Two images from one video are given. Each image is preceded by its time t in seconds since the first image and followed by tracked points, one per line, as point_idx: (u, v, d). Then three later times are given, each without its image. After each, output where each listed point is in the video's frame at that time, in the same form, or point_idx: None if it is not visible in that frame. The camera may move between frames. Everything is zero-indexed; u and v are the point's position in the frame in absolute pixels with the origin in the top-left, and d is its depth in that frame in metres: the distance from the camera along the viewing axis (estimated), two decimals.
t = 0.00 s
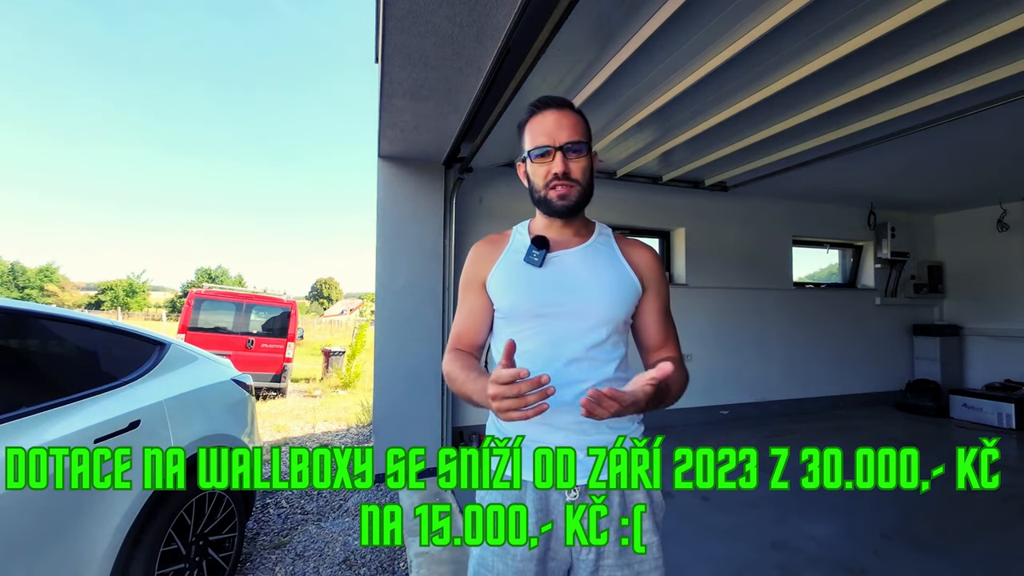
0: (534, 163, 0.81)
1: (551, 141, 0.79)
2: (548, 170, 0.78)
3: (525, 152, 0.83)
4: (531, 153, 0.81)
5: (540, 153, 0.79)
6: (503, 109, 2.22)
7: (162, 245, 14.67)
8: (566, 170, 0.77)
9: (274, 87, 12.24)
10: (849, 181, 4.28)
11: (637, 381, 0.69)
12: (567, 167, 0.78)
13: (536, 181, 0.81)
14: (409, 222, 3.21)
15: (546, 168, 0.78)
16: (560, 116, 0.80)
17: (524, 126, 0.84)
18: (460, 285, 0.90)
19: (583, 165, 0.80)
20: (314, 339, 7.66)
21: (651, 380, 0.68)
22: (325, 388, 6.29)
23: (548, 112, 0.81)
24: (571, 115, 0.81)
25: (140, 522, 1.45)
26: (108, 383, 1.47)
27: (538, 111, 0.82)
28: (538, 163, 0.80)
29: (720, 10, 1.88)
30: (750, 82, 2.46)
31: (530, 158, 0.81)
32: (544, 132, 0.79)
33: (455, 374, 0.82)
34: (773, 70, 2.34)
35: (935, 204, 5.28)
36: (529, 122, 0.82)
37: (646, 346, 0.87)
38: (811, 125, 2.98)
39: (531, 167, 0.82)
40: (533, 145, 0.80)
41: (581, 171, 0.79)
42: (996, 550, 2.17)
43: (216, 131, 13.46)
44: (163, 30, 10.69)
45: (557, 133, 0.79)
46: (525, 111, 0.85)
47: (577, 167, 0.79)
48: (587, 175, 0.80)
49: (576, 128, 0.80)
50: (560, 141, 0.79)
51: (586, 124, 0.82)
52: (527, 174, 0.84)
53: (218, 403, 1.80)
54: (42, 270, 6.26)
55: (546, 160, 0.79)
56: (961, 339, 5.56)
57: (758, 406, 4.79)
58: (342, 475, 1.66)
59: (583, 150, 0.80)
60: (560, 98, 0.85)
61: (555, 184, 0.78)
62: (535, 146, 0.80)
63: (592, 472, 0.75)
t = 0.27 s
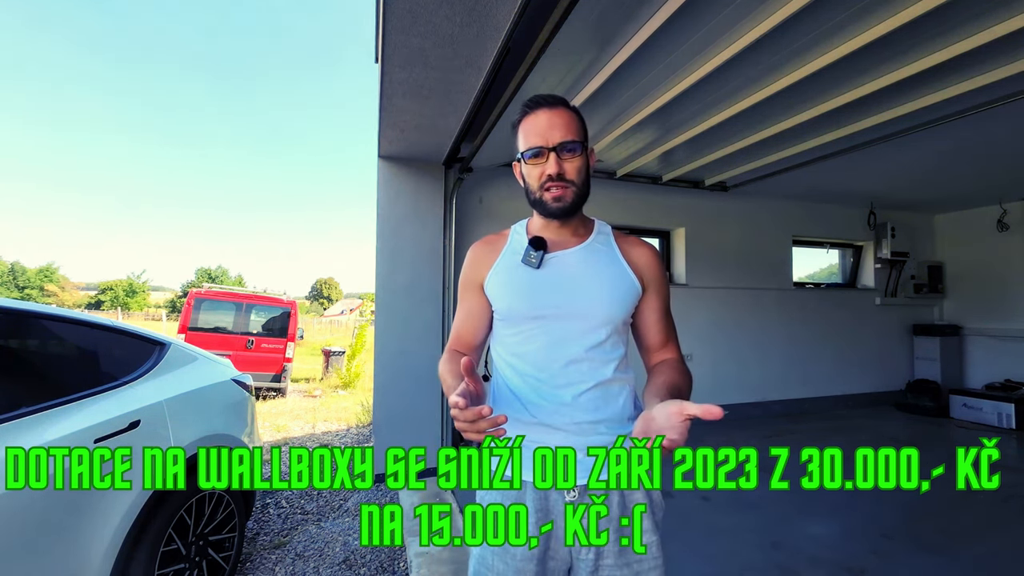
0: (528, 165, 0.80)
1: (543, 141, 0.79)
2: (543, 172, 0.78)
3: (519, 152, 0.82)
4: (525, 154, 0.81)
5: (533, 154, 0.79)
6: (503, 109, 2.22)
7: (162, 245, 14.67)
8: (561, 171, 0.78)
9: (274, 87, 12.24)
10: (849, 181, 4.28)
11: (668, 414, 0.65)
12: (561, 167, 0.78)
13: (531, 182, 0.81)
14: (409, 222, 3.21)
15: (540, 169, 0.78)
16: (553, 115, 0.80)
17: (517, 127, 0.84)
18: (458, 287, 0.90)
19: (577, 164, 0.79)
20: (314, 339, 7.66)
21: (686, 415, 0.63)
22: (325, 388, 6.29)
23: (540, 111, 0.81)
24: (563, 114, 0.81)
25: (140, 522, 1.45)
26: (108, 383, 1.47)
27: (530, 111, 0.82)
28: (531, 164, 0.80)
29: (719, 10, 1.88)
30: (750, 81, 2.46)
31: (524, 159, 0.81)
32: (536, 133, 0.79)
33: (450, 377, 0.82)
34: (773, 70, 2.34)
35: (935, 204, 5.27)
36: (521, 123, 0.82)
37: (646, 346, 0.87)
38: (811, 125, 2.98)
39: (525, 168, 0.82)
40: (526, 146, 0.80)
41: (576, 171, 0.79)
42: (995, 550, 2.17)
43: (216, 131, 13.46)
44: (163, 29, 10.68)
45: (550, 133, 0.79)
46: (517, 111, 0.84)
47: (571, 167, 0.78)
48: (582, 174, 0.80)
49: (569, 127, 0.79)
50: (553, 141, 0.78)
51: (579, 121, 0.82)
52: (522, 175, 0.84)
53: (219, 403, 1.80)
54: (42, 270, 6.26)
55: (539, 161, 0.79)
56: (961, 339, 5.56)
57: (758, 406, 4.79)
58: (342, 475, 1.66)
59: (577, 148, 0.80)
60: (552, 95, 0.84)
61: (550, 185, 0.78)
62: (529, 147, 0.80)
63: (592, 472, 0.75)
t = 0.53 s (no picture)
0: (525, 164, 0.81)
1: (539, 141, 0.79)
2: (539, 172, 0.78)
3: (518, 152, 0.82)
4: (522, 154, 0.81)
5: (530, 153, 0.79)
6: (503, 109, 2.22)
7: (161, 245, 14.68)
8: (558, 171, 0.77)
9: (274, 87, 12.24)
10: (849, 181, 4.28)
11: (659, 416, 0.64)
12: (558, 167, 0.78)
13: (529, 182, 0.81)
14: (409, 222, 3.21)
15: (537, 170, 0.78)
16: (550, 114, 0.80)
17: (515, 125, 0.84)
18: (458, 287, 0.90)
19: (575, 164, 0.79)
20: (314, 340, 7.67)
21: (675, 418, 0.64)
22: (325, 388, 6.29)
23: (537, 110, 0.80)
24: (561, 112, 0.80)
25: (140, 522, 1.45)
26: (108, 383, 1.47)
27: (528, 110, 0.82)
28: (529, 164, 0.80)
29: (719, 10, 1.88)
30: (749, 81, 2.46)
31: (521, 159, 0.81)
32: (534, 132, 0.79)
33: (453, 379, 0.83)
34: (773, 70, 2.34)
35: (935, 204, 5.27)
36: (519, 122, 0.82)
37: (645, 345, 0.87)
38: (810, 125, 2.98)
39: (523, 168, 0.82)
40: (524, 146, 0.80)
41: (573, 170, 0.79)
42: (995, 550, 2.17)
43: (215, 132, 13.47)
44: (163, 29, 10.69)
45: (547, 132, 0.79)
46: (516, 109, 0.84)
47: (568, 167, 0.78)
48: (579, 174, 0.80)
49: (566, 126, 0.79)
50: (550, 141, 0.78)
51: (577, 119, 0.81)
52: (520, 174, 0.84)
53: (219, 403, 1.80)
54: (42, 270, 6.26)
55: (537, 160, 0.79)
56: (961, 339, 5.56)
57: (758, 406, 4.79)
58: (342, 475, 1.66)
59: (574, 148, 0.79)
60: (551, 92, 0.84)
61: (546, 185, 0.78)
62: (526, 146, 0.80)
63: (592, 472, 0.76)
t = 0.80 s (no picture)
0: (521, 168, 0.81)
1: (532, 145, 0.79)
2: (533, 176, 0.79)
3: (514, 155, 0.83)
4: (517, 158, 0.82)
5: (525, 157, 0.80)
6: (503, 109, 2.22)
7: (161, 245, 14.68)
8: (550, 175, 0.77)
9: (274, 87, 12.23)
10: (849, 181, 4.28)
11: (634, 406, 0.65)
12: (551, 170, 0.78)
13: (525, 185, 0.82)
14: (409, 222, 3.21)
15: (531, 174, 0.79)
16: (543, 116, 0.79)
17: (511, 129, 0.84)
18: (459, 286, 0.90)
19: (569, 166, 0.79)
20: (314, 339, 7.67)
21: (649, 405, 0.65)
22: (325, 388, 6.29)
23: (531, 113, 0.80)
24: (555, 114, 0.80)
25: (140, 522, 1.45)
26: (108, 383, 1.47)
27: (522, 113, 0.81)
28: (524, 168, 0.80)
29: (719, 10, 1.88)
30: (750, 81, 2.45)
31: (518, 162, 0.82)
32: (527, 135, 0.79)
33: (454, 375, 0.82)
34: (772, 70, 2.34)
35: (935, 204, 5.27)
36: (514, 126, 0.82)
37: (646, 345, 0.87)
38: (810, 125, 2.98)
39: (519, 171, 0.82)
40: (518, 150, 0.81)
41: (567, 173, 0.78)
42: (995, 550, 2.17)
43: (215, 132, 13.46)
44: (163, 29, 10.69)
45: (539, 135, 0.78)
46: (513, 112, 0.84)
47: (562, 169, 0.78)
48: (574, 176, 0.79)
49: (559, 128, 0.78)
50: (542, 144, 0.78)
51: (572, 119, 0.81)
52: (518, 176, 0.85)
53: (219, 403, 1.80)
54: (42, 270, 6.26)
55: (530, 164, 0.79)
56: (961, 339, 5.56)
57: (758, 406, 4.79)
58: (342, 475, 1.66)
59: (568, 149, 0.79)
60: (546, 92, 0.83)
61: (540, 189, 0.78)
62: (520, 150, 0.81)
63: (592, 472, 0.76)
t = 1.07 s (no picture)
0: (518, 171, 0.82)
1: (527, 147, 0.79)
2: (529, 178, 0.79)
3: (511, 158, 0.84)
4: (514, 161, 0.83)
5: (520, 160, 0.81)
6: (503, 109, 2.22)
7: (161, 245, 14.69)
8: (543, 177, 0.78)
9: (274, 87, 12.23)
10: (849, 181, 4.28)
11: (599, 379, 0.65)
12: (546, 172, 0.78)
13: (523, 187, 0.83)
14: (408, 222, 3.21)
15: (527, 176, 0.80)
16: (537, 118, 0.79)
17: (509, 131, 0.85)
18: (460, 282, 0.90)
19: (565, 166, 0.78)
20: (314, 339, 7.68)
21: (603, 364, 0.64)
22: (325, 388, 6.29)
23: (526, 116, 0.81)
24: (549, 115, 0.79)
25: (140, 522, 1.45)
26: (108, 383, 1.47)
27: (518, 116, 0.82)
28: (521, 171, 0.81)
29: (719, 10, 1.88)
30: (750, 81, 2.45)
31: (515, 165, 0.83)
32: (522, 138, 0.80)
33: (458, 366, 0.81)
34: (772, 70, 2.34)
35: (935, 204, 5.27)
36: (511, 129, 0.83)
37: (652, 342, 0.85)
38: (810, 125, 2.98)
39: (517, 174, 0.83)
40: (514, 153, 0.82)
41: (562, 173, 0.78)
42: (995, 550, 2.17)
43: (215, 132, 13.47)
44: (163, 29, 10.68)
45: (533, 137, 0.79)
46: (511, 115, 0.85)
47: (557, 170, 0.78)
48: (570, 176, 0.79)
49: (554, 129, 0.78)
50: (535, 146, 0.78)
51: (567, 119, 0.80)
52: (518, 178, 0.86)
53: (219, 403, 1.80)
54: (42, 270, 6.27)
55: (525, 167, 0.80)
56: (961, 339, 5.56)
57: (758, 406, 4.79)
58: (342, 475, 1.66)
59: (563, 149, 0.78)
60: (543, 93, 0.83)
61: (535, 191, 0.79)
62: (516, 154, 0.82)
63: (592, 472, 0.75)
